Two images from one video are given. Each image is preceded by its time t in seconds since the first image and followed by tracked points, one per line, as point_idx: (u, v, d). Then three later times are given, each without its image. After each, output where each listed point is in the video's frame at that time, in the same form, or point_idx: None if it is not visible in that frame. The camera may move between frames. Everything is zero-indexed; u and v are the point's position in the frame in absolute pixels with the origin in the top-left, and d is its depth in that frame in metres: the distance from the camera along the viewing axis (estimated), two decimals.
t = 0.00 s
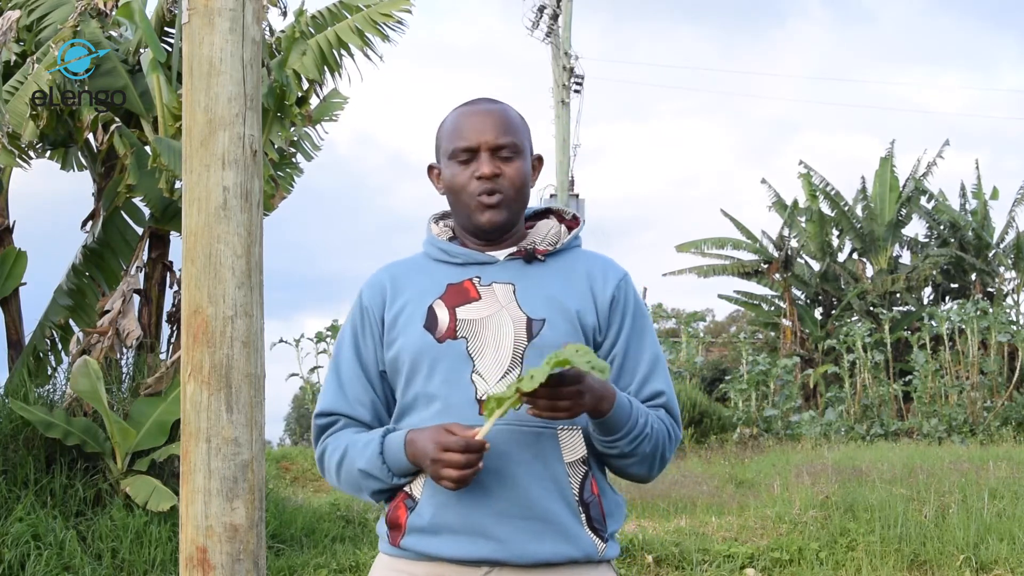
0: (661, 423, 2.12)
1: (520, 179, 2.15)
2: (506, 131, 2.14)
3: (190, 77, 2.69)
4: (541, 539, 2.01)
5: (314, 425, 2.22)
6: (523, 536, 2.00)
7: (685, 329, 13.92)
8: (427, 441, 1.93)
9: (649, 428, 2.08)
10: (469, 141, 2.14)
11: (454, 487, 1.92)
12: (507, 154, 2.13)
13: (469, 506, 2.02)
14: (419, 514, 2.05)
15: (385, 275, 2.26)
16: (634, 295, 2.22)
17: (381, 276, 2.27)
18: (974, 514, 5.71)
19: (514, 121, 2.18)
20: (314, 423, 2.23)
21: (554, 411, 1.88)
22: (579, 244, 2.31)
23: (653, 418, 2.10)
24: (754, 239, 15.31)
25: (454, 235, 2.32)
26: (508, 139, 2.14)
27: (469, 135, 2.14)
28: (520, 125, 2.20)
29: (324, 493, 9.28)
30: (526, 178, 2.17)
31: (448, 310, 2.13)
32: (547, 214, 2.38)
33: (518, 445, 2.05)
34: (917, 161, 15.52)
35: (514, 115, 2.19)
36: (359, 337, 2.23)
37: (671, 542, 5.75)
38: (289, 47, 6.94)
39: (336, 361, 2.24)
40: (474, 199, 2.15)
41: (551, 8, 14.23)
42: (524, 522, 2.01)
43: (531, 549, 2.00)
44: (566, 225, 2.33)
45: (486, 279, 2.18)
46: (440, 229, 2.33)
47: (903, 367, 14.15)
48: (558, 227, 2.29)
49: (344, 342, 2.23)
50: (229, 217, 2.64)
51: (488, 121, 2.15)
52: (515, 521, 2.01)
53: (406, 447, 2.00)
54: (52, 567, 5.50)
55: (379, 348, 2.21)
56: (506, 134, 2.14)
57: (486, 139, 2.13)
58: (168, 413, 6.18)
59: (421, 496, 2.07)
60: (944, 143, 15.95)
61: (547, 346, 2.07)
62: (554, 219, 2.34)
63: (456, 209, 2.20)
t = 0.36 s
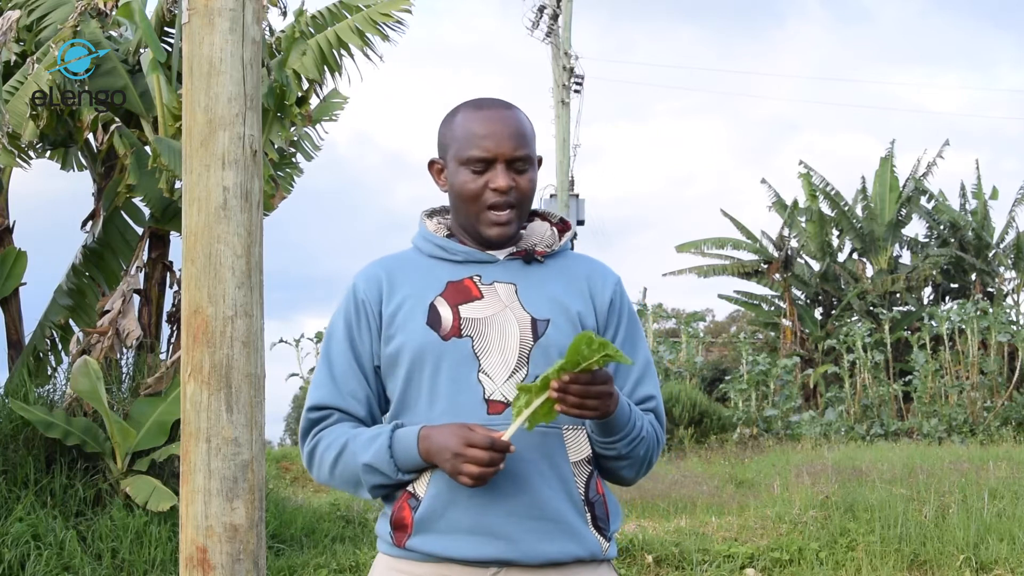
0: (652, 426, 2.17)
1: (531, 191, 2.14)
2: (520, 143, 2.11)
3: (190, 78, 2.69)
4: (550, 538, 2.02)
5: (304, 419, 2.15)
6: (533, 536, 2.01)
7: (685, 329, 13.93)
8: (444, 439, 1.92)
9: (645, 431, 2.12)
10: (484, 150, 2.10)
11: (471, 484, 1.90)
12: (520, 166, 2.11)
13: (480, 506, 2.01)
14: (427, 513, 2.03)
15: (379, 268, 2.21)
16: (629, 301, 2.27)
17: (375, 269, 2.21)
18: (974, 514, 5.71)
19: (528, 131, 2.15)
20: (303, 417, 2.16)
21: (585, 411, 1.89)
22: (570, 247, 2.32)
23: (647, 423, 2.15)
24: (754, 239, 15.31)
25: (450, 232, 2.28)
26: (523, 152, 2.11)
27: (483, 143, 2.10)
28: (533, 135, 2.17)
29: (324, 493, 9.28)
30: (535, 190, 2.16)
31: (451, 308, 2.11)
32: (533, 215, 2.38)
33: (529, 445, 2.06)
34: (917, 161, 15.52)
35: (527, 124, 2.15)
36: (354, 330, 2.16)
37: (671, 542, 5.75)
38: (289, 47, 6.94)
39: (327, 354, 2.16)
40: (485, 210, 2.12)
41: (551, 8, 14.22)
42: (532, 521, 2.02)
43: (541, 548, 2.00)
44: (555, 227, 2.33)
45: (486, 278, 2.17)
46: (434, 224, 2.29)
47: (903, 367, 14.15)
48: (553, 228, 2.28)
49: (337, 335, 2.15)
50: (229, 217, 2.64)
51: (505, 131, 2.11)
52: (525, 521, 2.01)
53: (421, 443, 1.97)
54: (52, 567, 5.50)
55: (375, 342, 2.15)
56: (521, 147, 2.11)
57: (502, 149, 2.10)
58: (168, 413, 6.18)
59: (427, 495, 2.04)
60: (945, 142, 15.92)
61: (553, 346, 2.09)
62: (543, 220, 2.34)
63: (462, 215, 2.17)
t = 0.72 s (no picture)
0: (648, 420, 2.18)
1: (522, 199, 2.12)
2: (510, 153, 2.09)
3: (190, 78, 2.69)
4: (551, 540, 2.02)
5: (300, 430, 2.15)
6: (534, 539, 2.01)
7: (685, 329, 13.93)
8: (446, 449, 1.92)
9: (639, 428, 2.12)
10: (473, 162, 2.08)
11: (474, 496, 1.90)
12: (511, 177, 2.10)
13: (480, 511, 2.01)
14: (426, 518, 2.03)
15: (371, 275, 2.19)
16: (621, 295, 2.27)
17: (366, 275, 2.20)
18: (974, 514, 5.71)
19: (517, 139, 2.13)
20: (300, 428, 2.15)
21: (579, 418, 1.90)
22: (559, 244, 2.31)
23: (642, 419, 2.15)
24: (754, 239, 15.31)
25: (439, 235, 2.27)
26: (513, 162, 2.10)
27: (473, 155, 2.08)
28: (521, 142, 2.15)
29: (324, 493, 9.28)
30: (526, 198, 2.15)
31: (445, 314, 2.10)
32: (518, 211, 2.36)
33: (529, 448, 2.05)
34: (917, 161, 15.52)
35: (516, 132, 2.14)
36: (347, 339, 2.15)
37: (671, 542, 5.75)
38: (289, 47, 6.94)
39: (322, 363, 2.16)
40: (477, 222, 2.11)
41: (551, 7, 14.21)
42: (534, 524, 2.02)
43: (542, 551, 2.00)
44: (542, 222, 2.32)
45: (479, 282, 2.16)
46: (423, 228, 2.27)
47: (903, 367, 14.15)
48: (541, 226, 2.27)
49: (331, 346, 2.15)
50: (229, 217, 2.64)
51: (494, 141, 2.09)
52: (525, 525, 2.01)
53: (420, 454, 1.97)
54: (52, 567, 5.50)
55: (369, 350, 2.15)
56: (511, 156, 2.09)
57: (493, 161, 2.08)
58: (168, 413, 6.18)
59: (427, 501, 2.03)
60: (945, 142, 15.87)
61: (549, 347, 2.09)
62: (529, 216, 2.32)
63: (453, 224, 2.16)
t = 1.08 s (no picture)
0: (642, 418, 2.16)
1: (513, 200, 2.12)
2: (500, 154, 2.09)
3: (190, 78, 2.69)
4: (547, 541, 2.02)
5: (306, 427, 2.15)
6: (531, 540, 2.01)
7: (684, 329, 13.93)
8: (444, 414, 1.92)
9: (632, 428, 2.11)
10: (463, 164, 2.08)
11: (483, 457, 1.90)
12: (501, 178, 2.10)
13: (477, 512, 2.01)
14: (423, 519, 2.03)
15: (370, 274, 2.19)
16: (619, 293, 2.25)
17: (366, 274, 2.20)
18: (974, 514, 5.71)
19: (506, 139, 2.12)
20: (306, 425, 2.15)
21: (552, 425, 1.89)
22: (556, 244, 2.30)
23: (635, 418, 2.14)
24: (754, 239, 15.30)
25: (436, 236, 2.27)
26: (503, 163, 2.09)
27: (463, 158, 2.08)
28: (514, 142, 2.14)
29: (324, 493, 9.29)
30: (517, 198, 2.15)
31: (441, 315, 2.10)
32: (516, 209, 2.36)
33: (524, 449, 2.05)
34: (917, 161, 15.50)
35: (508, 131, 2.13)
36: (349, 337, 2.15)
37: (671, 542, 5.75)
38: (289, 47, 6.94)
39: (325, 361, 2.16)
40: (468, 223, 2.11)
41: (551, 7, 14.21)
42: (530, 525, 2.02)
43: (539, 553, 2.01)
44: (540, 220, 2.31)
45: (475, 283, 2.16)
46: (419, 229, 2.27)
47: (903, 367, 14.15)
48: (538, 225, 2.26)
49: (332, 343, 2.15)
50: (228, 217, 2.64)
51: (485, 143, 2.08)
52: (521, 526, 2.01)
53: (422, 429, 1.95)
54: (52, 567, 5.50)
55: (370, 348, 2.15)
56: (501, 157, 2.09)
57: (483, 162, 2.08)
58: (168, 413, 6.18)
59: (423, 502, 2.04)
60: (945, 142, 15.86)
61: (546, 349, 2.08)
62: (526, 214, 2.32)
63: (445, 225, 2.16)
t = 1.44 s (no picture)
0: (645, 419, 2.16)
1: (521, 198, 2.12)
2: (509, 151, 2.09)
3: (190, 78, 2.69)
4: (549, 539, 2.03)
5: (310, 414, 2.13)
6: (533, 537, 2.01)
7: (684, 329, 13.92)
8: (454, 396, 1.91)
9: (633, 428, 2.11)
10: (472, 159, 2.09)
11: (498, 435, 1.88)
12: (510, 174, 2.10)
13: (479, 509, 2.01)
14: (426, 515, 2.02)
15: (376, 265, 2.19)
16: (624, 295, 2.26)
17: (371, 266, 2.19)
18: (974, 514, 5.70)
19: (517, 138, 2.13)
20: (309, 411, 2.13)
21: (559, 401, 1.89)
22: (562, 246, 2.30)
23: (637, 419, 2.14)
24: (754, 239, 15.30)
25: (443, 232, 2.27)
26: (512, 160, 2.10)
27: (471, 152, 2.09)
28: (524, 141, 2.15)
29: (324, 493, 9.29)
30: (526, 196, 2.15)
31: (447, 309, 2.10)
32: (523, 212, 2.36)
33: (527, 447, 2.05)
34: (917, 161, 15.49)
35: (518, 130, 2.13)
36: (354, 325, 2.14)
37: (671, 542, 5.75)
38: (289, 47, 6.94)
39: (329, 348, 2.14)
40: (475, 219, 2.11)
41: (551, 7, 14.20)
42: (533, 521, 2.02)
43: (542, 549, 2.01)
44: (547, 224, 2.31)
45: (482, 278, 2.16)
46: (427, 225, 2.27)
47: (903, 367, 14.15)
48: (546, 225, 2.27)
49: (338, 331, 2.13)
50: (228, 216, 2.64)
51: (495, 138, 2.09)
52: (524, 522, 2.01)
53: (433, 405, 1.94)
54: (52, 567, 5.50)
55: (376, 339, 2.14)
56: (510, 154, 2.09)
57: (492, 157, 2.08)
58: (168, 413, 6.18)
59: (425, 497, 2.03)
60: (945, 142, 15.84)
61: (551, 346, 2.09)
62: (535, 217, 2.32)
63: (452, 221, 2.16)
